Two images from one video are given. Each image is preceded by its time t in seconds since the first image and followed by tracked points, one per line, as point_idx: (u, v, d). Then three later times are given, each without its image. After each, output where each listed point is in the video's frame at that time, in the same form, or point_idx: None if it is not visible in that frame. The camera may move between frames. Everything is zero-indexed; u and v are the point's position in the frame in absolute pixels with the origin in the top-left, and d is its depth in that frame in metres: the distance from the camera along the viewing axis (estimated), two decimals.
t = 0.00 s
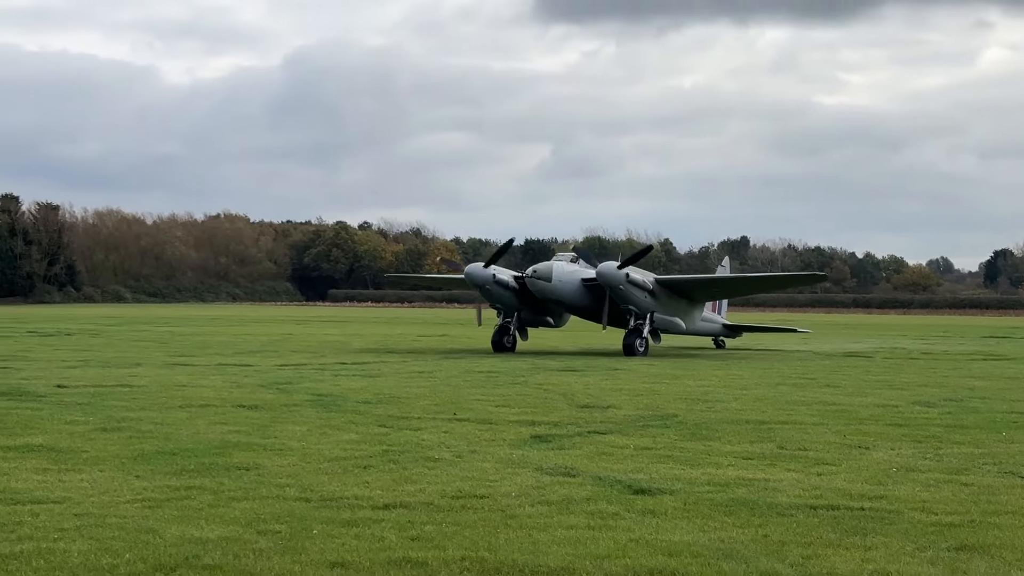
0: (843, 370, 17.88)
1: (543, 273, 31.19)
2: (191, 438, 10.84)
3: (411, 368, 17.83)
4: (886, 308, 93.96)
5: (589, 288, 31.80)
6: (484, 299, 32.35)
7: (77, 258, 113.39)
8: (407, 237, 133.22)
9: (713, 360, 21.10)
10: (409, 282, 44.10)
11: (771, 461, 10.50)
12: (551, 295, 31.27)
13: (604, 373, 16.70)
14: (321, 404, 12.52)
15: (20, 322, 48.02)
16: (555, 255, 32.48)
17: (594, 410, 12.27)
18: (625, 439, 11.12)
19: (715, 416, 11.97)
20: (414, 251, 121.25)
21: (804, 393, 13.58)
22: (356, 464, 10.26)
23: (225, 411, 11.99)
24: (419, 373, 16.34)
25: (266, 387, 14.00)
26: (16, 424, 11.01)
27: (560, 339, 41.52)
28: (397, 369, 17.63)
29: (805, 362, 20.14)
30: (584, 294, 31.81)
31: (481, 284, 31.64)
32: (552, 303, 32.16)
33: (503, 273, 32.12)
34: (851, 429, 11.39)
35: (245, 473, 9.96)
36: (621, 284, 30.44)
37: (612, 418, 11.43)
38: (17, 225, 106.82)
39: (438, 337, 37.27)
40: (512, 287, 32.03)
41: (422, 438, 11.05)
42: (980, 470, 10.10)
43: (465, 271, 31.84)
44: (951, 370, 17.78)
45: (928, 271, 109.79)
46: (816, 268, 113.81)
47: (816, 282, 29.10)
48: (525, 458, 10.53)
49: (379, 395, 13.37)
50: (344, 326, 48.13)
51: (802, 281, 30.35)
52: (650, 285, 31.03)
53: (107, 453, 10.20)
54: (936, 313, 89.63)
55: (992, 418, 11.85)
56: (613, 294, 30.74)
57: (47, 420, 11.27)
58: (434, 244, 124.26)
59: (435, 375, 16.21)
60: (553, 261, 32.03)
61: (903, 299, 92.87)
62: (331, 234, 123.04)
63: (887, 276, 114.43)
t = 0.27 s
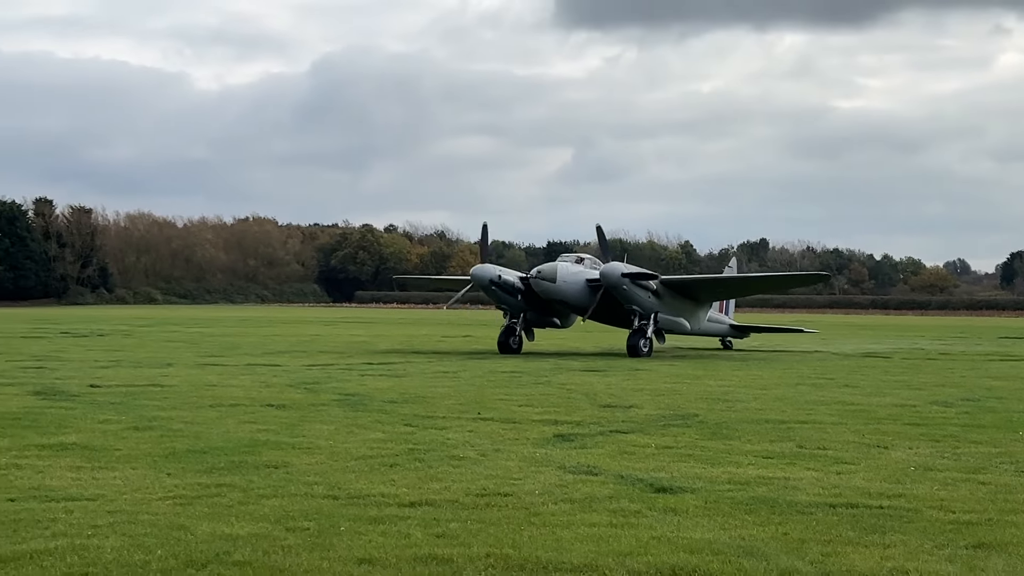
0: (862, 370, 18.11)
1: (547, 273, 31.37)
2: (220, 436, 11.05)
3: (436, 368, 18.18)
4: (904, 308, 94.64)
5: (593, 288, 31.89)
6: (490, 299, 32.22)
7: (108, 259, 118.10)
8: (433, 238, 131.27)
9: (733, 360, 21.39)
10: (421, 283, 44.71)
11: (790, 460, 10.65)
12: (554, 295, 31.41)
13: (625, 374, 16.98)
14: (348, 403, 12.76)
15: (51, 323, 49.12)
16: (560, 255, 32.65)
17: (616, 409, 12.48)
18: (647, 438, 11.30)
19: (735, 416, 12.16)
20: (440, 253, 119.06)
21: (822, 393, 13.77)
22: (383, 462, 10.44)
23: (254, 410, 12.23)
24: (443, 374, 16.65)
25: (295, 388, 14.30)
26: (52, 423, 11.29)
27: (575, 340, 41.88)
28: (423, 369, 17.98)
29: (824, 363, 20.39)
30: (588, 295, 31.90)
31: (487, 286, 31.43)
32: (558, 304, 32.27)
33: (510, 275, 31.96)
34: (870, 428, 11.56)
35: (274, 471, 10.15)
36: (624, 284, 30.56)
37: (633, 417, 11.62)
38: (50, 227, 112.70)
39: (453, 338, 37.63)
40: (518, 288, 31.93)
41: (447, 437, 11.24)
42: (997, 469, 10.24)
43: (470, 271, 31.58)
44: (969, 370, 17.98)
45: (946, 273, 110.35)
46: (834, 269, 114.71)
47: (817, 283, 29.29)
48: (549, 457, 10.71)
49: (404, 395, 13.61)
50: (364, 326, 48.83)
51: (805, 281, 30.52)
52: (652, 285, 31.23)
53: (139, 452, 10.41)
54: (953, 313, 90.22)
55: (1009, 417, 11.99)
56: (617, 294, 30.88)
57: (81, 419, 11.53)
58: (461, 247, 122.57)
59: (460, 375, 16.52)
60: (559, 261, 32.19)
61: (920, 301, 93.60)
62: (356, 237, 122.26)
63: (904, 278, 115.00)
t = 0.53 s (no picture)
0: (885, 372, 18.22)
1: (552, 275, 31.48)
2: (248, 437, 11.16)
3: (462, 370, 18.39)
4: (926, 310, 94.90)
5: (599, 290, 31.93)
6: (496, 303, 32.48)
7: (139, 262, 119.39)
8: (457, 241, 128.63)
9: (755, 362, 21.56)
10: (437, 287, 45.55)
11: (814, 461, 10.72)
12: (560, 297, 31.50)
13: (649, 376, 17.14)
14: (374, 404, 12.90)
15: (78, 323, 49.79)
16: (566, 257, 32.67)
17: (640, 411, 12.59)
18: (670, 439, 11.38)
19: (759, 417, 12.25)
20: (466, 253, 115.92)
21: (844, 395, 13.87)
22: (408, 463, 10.53)
23: (281, 411, 12.36)
24: (469, 375, 16.83)
25: (321, 389, 14.45)
26: (82, 423, 11.44)
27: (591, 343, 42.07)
28: (449, 370, 18.18)
29: (848, 365, 20.52)
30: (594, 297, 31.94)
31: (491, 289, 31.75)
32: (563, 306, 32.36)
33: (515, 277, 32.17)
34: (892, 430, 11.63)
35: (301, 471, 10.25)
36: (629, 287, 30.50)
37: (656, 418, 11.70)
38: (81, 231, 114.35)
39: (467, 341, 37.81)
40: (523, 290, 32.12)
41: (473, 437, 11.34)
42: (1021, 470, 10.27)
43: (475, 275, 32.00)
44: (992, 372, 18.06)
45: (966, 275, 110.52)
46: (856, 272, 115.86)
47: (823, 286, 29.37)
48: (573, 457, 10.80)
49: (428, 396, 13.74)
50: (383, 328, 49.20)
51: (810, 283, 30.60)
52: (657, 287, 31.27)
53: (168, 452, 10.52)
54: (975, 316, 90.27)
55: None
56: (622, 296, 30.84)
57: (111, 420, 11.67)
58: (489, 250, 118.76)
59: (485, 377, 16.70)
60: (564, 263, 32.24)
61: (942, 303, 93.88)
62: (382, 240, 119.21)
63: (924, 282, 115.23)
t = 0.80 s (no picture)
0: (910, 375, 18.24)
1: (557, 277, 31.40)
2: (273, 439, 11.19)
3: (486, 372, 18.49)
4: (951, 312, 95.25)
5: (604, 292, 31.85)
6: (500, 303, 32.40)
7: (164, 265, 120.93)
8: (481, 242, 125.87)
9: (779, 365, 21.61)
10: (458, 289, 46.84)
11: (839, 464, 10.70)
12: (565, 299, 31.42)
13: (673, 379, 17.22)
14: (398, 406, 12.94)
15: (102, 325, 50.31)
16: (571, 258, 32.60)
17: (664, 413, 12.61)
18: (694, 441, 11.38)
19: (783, 419, 12.26)
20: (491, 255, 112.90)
21: (870, 398, 13.89)
22: (432, 465, 10.53)
23: (306, 413, 12.40)
24: (493, 378, 16.92)
25: (345, 391, 14.52)
26: (108, 425, 11.50)
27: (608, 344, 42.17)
28: (473, 373, 18.27)
29: (872, 367, 20.55)
30: (599, 298, 31.85)
31: (496, 289, 31.67)
32: (569, 308, 32.28)
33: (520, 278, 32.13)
34: (917, 433, 11.61)
35: (326, 473, 10.26)
36: (634, 288, 30.43)
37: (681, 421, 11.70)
38: (107, 233, 116.04)
39: (482, 342, 37.90)
40: (529, 291, 32.03)
41: (497, 439, 11.35)
42: None
43: (480, 276, 31.93)
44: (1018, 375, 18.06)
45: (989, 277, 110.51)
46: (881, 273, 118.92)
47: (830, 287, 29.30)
48: (597, 460, 10.80)
49: (451, 398, 13.77)
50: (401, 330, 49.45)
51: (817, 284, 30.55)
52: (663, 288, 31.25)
53: (193, 453, 10.56)
54: (999, 317, 90.35)
55: None
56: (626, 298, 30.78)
57: (137, 421, 11.72)
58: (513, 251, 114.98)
59: (510, 379, 16.79)
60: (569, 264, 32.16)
61: (967, 305, 94.10)
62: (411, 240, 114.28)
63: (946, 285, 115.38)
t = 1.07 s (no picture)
0: (933, 378, 18.24)
1: (558, 279, 31.31)
2: (296, 440, 11.20)
3: (508, 375, 18.55)
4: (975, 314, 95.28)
5: (606, 294, 31.76)
6: (503, 306, 32.26)
7: (188, 266, 121.24)
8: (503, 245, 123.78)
9: (800, 367, 21.66)
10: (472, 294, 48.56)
11: (862, 467, 10.67)
12: (567, 302, 31.31)
13: (696, 381, 17.25)
14: (421, 408, 12.95)
15: (127, 326, 50.70)
16: (573, 261, 32.57)
17: (687, 416, 12.61)
18: (717, 444, 11.36)
19: (807, 422, 12.27)
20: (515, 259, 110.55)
21: (893, 402, 13.88)
22: (455, 467, 10.54)
23: (328, 415, 12.43)
24: (516, 380, 16.97)
25: (367, 393, 14.56)
26: (133, 426, 11.54)
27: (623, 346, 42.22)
28: (496, 375, 18.34)
29: (894, 370, 20.57)
30: (601, 301, 31.75)
31: (498, 292, 31.54)
32: (571, 311, 32.19)
33: (523, 280, 32.07)
34: (941, 436, 11.57)
35: (349, 475, 10.26)
36: (636, 290, 30.43)
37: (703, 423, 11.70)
38: (130, 234, 117.03)
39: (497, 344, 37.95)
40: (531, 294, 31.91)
41: (519, 442, 11.35)
42: None
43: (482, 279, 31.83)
44: None
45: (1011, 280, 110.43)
46: (905, 275, 119.90)
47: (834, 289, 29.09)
48: (619, 462, 10.78)
49: (473, 400, 13.79)
50: (416, 332, 49.56)
51: (822, 287, 30.34)
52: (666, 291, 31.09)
53: (216, 455, 10.57)
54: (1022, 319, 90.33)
55: None
56: (628, 300, 30.77)
57: (161, 423, 11.75)
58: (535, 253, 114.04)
59: (533, 382, 16.83)
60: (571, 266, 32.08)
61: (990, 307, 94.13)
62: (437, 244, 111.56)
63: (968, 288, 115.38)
